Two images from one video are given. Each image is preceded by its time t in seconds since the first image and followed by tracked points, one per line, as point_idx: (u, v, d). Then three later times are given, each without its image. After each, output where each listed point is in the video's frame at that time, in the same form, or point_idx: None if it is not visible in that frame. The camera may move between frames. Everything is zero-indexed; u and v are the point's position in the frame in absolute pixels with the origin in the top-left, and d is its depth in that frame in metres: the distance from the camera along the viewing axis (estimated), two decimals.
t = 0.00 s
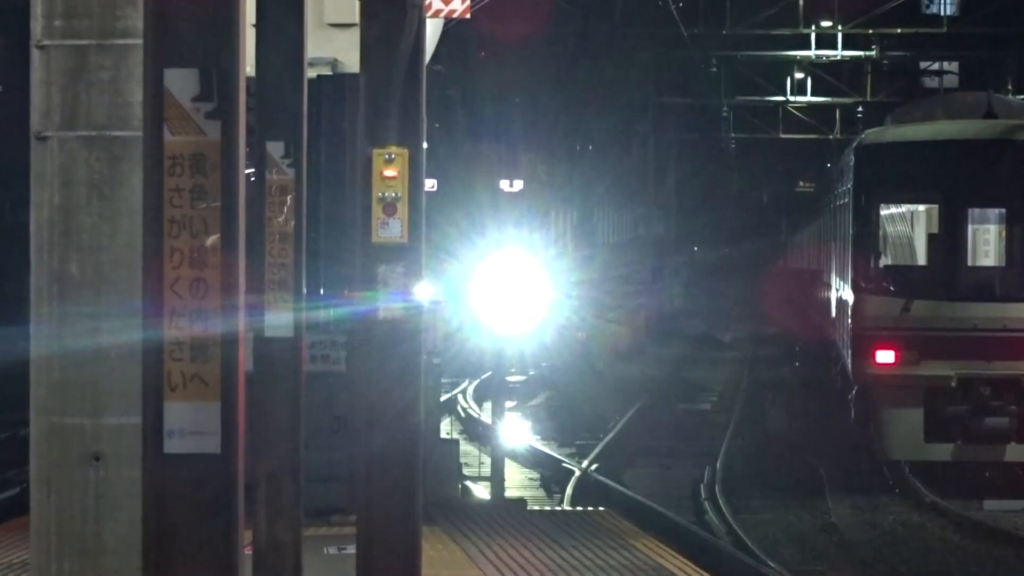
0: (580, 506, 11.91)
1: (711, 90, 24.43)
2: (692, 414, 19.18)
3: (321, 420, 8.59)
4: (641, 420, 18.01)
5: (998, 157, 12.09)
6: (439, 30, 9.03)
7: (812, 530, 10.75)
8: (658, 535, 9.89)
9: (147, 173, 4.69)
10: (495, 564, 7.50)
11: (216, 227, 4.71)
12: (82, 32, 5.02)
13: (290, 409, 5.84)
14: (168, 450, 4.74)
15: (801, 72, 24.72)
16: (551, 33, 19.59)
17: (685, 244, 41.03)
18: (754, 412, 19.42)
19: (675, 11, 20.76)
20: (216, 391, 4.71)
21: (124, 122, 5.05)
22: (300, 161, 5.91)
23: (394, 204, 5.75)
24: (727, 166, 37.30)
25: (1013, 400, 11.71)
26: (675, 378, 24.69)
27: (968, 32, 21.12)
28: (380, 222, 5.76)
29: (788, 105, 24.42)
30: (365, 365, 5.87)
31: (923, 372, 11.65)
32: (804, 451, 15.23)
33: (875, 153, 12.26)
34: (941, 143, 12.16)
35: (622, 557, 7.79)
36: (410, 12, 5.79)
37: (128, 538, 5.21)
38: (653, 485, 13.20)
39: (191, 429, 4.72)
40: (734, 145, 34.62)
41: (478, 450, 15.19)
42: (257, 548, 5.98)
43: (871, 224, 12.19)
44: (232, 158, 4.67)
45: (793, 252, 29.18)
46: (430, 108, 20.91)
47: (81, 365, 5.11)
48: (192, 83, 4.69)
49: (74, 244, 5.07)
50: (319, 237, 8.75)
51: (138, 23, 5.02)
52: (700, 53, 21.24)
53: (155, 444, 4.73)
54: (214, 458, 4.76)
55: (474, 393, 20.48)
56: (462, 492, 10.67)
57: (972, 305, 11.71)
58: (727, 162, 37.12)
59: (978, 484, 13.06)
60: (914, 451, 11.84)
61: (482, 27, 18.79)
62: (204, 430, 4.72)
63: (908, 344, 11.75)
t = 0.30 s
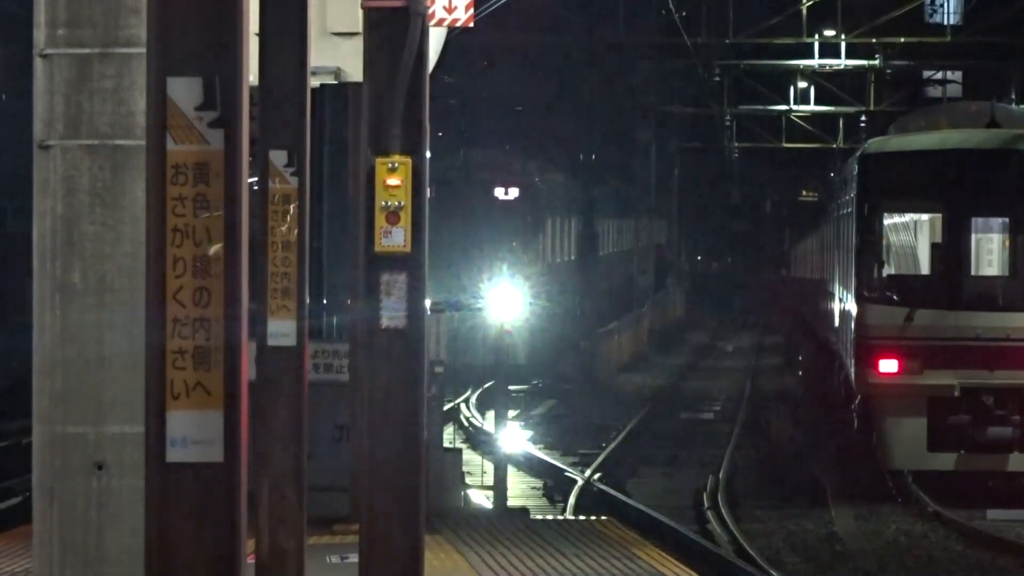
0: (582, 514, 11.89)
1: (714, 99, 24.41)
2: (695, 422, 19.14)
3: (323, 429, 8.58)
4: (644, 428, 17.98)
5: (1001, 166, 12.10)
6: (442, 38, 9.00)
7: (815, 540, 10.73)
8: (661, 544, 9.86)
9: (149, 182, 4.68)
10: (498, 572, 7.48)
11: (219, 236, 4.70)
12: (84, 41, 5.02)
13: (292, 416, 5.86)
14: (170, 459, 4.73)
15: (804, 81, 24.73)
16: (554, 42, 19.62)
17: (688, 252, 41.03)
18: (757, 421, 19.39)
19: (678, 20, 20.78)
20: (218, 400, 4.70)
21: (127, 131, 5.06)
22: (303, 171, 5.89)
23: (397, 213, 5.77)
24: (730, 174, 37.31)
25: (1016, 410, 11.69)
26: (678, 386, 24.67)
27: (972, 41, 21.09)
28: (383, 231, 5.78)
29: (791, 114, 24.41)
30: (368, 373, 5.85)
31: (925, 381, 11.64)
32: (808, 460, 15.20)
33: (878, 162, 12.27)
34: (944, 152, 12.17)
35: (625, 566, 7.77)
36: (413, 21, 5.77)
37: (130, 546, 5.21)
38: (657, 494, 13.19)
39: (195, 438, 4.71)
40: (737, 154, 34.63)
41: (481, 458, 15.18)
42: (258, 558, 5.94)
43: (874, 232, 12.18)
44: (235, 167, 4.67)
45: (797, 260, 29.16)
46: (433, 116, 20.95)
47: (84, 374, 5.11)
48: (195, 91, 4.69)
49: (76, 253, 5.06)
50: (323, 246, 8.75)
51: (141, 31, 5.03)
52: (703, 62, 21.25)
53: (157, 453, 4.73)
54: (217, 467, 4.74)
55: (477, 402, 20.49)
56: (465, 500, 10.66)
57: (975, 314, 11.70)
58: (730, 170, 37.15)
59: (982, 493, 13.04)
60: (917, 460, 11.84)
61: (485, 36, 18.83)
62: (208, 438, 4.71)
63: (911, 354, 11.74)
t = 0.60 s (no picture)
0: (582, 522, 11.88)
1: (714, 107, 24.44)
2: (694, 431, 19.11)
3: (322, 437, 8.56)
4: (643, 436, 17.98)
5: (1000, 174, 12.11)
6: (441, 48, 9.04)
7: (814, 548, 10.73)
8: (661, 552, 9.83)
9: (149, 191, 4.72)
10: None
11: (219, 244, 4.75)
12: (84, 49, 5.03)
13: (291, 423, 5.85)
14: (169, 467, 4.80)
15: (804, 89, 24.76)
16: (554, 50, 19.66)
17: (687, 261, 41.05)
18: (756, 429, 19.39)
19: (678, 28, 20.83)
20: (219, 408, 4.75)
21: (127, 139, 5.06)
22: (302, 178, 5.85)
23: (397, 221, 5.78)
24: (729, 183, 37.37)
25: (1015, 418, 11.70)
26: (676, 395, 24.66)
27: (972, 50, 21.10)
28: (383, 239, 5.77)
29: (790, 123, 24.43)
30: (368, 380, 5.86)
31: (924, 390, 11.64)
32: (807, 468, 15.21)
33: (878, 171, 12.26)
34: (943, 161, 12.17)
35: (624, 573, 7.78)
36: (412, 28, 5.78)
37: (130, 554, 5.20)
38: (656, 502, 13.18)
39: (195, 446, 4.76)
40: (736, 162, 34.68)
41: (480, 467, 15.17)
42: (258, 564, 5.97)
43: (873, 240, 12.18)
44: (234, 174, 4.71)
45: (796, 268, 29.19)
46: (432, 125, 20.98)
47: (82, 383, 5.11)
48: (195, 99, 4.74)
49: (76, 261, 5.06)
50: (321, 253, 8.75)
51: (141, 39, 5.03)
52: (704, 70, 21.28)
53: (157, 460, 4.77)
54: (217, 473, 4.80)
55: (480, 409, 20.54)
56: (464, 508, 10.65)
57: (974, 323, 11.70)
58: (729, 179, 37.19)
59: (981, 501, 13.04)
60: (914, 468, 11.87)
61: (485, 44, 18.88)
62: (208, 446, 4.76)
63: (911, 362, 11.74)
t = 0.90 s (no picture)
0: (578, 528, 11.87)
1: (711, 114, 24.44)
2: (692, 437, 19.10)
3: (319, 443, 8.49)
4: (641, 442, 17.97)
5: (998, 179, 12.09)
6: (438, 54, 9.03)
7: (811, 554, 10.72)
8: (660, 559, 9.76)
9: (146, 196, 4.74)
10: None
11: (216, 249, 4.77)
12: (80, 54, 5.02)
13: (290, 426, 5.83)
14: (166, 472, 4.80)
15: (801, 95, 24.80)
16: (551, 56, 19.66)
17: (684, 266, 41.06)
18: (753, 435, 19.38)
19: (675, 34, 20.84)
20: (216, 414, 4.77)
21: (123, 145, 5.05)
22: (300, 184, 5.84)
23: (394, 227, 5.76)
24: (726, 188, 37.40)
25: (1013, 423, 11.71)
26: (674, 401, 24.63)
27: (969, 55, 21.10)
28: (379, 245, 5.76)
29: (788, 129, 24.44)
30: (365, 388, 5.85)
31: (922, 396, 11.63)
32: (804, 474, 15.21)
33: (876, 176, 12.29)
34: (941, 167, 12.17)
35: None
36: (410, 36, 5.81)
37: (127, 560, 5.19)
38: (653, 508, 13.18)
39: (191, 452, 4.79)
40: (733, 168, 34.71)
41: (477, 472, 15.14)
42: (255, 569, 5.97)
43: (871, 246, 12.19)
44: (231, 179, 4.74)
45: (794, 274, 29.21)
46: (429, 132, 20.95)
47: (79, 389, 5.10)
48: (191, 105, 4.77)
49: (73, 267, 5.05)
50: (318, 259, 8.74)
51: (138, 45, 5.03)
52: (701, 77, 21.30)
53: (154, 466, 4.78)
54: (214, 479, 4.82)
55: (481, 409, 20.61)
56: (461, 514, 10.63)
57: (972, 328, 11.71)
58: (726, 185, 37.21)
59: (979, 506, 13.04)
60: (913, 475, 11.85)
61: (482, 51, 18.88)
62: (205, 452, 4.79)
63: (909, 368, 11.74)
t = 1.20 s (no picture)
0: (574, 528, 11.88)
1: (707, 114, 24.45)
2: (689, 436, 19.12)
3: (317, 444, 8.56)
4: (637, 442, 18.00)
5: (993, 178, 12.15)
6: (435, 53, 9.05)
7: (807, 554, 10.72)
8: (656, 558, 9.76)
9: (141, 196, 4.67)
10: None
11: (212, 249, 4.69)
12: (77, 53, 5.02)
13: (284, 431, 5.70)
14: (162, 472, 4.73)
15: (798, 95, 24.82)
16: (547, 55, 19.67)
17: (681, 266, 41.10)
18: (750, 434, 19.41)
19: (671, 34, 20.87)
20: (212, 413, 4.71)
21: (119, 144, 5.04)
22: (296, 184, 5.87)
23: (390, 227, 5.74)
24: (722, 188, 37.45)
25: (1011, 423, 11.58)
26: (670, 401, 24.65)
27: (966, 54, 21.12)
28: (376, 244, 5.75)
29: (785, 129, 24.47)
30: (361, 390, 5.96)
31: (917, 396, 11.60)
32: (800, 473, 15.24)
33: (872, 177, 12.39)
34: (937, 167, 12.27)
35: None
36: (405, 37, 5.84)
37: (122, 560, 5.17)
38: (649, 507, 13.20)
39: (186, 451, 4.71)
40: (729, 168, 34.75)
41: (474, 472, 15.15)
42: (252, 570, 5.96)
43: (866, 247, 12.30)
44: (227, 178, 4.66)
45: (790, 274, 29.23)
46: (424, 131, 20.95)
47: (77, 391, 5.12)
48: (187, 104, 4.68)
49: (69, 267, 5.06)
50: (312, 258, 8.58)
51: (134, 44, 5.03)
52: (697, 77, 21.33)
53: (149, 466, 4.72)
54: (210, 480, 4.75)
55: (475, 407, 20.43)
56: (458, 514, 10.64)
57: (968, 328, 11.72)
58: (722, 185, 37.26)
59: (975, 506, 13.05)
60: (909, 475, 11.76)
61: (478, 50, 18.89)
62: (200, 452, 4.71)
63: (904, 368, 11.72)
